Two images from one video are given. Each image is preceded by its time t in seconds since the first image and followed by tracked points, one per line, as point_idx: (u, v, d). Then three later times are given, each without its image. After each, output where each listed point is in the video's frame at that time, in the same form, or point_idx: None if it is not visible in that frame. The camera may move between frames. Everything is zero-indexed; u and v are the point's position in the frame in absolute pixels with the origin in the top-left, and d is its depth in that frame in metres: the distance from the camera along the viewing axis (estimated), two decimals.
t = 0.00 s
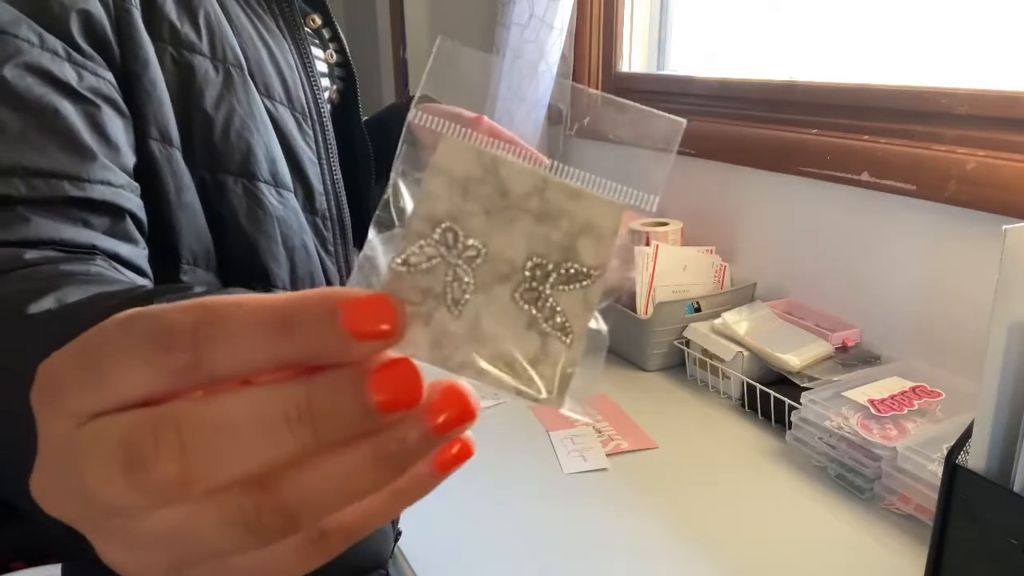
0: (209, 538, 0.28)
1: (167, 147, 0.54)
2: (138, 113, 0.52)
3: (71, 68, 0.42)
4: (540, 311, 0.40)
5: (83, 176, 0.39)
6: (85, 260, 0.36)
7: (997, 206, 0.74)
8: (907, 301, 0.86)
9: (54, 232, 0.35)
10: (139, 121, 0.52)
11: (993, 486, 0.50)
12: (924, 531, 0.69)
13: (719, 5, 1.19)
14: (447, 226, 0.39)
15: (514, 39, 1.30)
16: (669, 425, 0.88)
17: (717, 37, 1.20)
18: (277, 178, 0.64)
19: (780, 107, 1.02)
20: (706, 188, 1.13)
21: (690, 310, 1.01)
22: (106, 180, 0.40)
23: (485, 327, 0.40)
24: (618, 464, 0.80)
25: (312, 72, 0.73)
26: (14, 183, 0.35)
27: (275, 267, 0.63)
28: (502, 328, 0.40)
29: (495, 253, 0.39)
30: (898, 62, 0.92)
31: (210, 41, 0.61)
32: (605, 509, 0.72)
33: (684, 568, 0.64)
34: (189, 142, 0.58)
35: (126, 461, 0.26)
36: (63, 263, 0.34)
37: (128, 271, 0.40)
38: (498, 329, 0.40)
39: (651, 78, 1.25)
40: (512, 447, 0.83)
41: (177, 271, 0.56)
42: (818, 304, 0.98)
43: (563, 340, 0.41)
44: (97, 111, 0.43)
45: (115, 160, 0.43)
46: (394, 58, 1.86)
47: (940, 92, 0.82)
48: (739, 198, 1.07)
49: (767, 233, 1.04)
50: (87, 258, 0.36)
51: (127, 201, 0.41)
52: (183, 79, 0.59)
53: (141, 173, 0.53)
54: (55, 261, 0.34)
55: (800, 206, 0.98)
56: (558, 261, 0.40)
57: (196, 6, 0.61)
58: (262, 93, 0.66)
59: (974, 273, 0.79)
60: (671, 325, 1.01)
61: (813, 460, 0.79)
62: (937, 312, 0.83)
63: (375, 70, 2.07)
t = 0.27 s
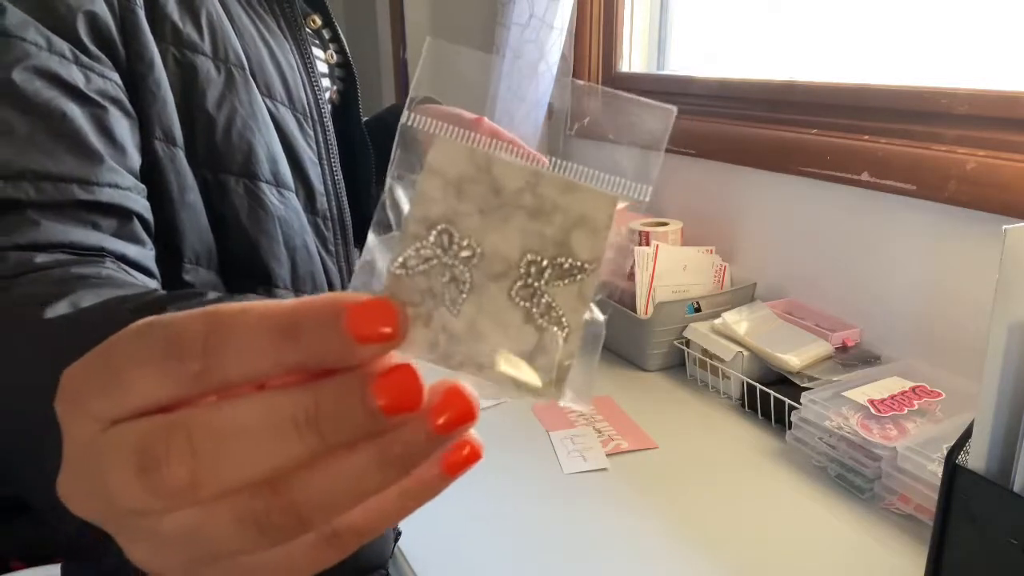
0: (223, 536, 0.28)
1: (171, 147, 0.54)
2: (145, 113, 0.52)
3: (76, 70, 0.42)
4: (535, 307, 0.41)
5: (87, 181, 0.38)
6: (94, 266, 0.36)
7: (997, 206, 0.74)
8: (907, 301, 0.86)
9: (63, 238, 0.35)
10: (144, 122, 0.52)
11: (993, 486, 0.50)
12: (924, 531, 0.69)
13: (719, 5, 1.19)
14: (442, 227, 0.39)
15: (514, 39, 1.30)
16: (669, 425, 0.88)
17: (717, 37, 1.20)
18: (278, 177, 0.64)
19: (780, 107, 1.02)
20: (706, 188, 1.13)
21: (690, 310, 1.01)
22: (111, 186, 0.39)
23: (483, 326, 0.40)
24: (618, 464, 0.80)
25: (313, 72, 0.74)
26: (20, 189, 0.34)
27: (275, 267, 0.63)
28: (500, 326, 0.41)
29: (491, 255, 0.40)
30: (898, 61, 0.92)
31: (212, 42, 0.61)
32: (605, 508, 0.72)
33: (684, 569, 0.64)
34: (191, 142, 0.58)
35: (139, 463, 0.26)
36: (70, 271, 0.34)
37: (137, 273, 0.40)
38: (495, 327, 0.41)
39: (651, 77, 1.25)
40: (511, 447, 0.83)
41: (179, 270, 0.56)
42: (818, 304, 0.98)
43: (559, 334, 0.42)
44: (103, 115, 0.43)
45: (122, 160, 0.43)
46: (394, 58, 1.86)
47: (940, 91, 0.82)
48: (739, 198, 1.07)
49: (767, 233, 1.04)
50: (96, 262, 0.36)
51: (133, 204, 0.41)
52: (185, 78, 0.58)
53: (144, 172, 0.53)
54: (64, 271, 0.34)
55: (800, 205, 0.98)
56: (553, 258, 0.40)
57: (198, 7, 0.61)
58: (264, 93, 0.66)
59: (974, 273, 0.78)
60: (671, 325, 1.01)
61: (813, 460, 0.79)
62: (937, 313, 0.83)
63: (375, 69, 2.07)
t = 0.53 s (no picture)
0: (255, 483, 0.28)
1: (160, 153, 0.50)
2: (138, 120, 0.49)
3: (94, 81, 0.40)
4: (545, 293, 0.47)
5: (53, 209, 0.35)
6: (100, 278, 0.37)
7: (997, 206, 0.74)
8: (906, 301, 0.86)
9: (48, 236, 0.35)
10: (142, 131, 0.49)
11: (993, 486, 0.50)
12: (924, 531, 0.69)
13: (719, 5, 1.19)
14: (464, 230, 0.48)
15: (514, 39, 1.29)
16: (669, 425, 0.88)
17: (717, 37, 1.20)
18: (270, 184, 0.57)
19: (780, 107, 1.02)
20: (706, 188, 1.13)
21: (690, 310, 1.01)
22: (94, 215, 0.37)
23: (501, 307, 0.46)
24: (618, 464, 0.80)
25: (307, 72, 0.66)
26: (17, 207, 0.34)
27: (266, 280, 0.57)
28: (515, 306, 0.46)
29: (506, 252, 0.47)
30: (898, 61, 0.92)
31: (199, 45, 0.55)
32: (606, 508, 0.72)
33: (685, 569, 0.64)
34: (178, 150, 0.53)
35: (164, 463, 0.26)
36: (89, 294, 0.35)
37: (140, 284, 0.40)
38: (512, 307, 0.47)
39: (651, 78, 1.25)
40: (511, 448, 0.83)
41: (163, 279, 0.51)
42: (818, 304, 0.98)
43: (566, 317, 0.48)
44: (105, 139, 0.40)
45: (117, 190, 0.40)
46: (393, 58, 1.86)
47: (940, 92, 0.82)
48: (739, 198, 1.07)
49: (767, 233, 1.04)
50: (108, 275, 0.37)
51: (117, 229, 0.39)
52: (172, 81, 0.53)
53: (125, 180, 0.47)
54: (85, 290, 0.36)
55: (800, 206, 0.98)
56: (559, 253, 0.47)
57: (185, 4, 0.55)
58: (255, 98, 0.59)
59: (974, 273, 0.79)
60: (671, 325, 1.01)
61: (813, 459, 0.79)
62: (938, 313, 0.83)
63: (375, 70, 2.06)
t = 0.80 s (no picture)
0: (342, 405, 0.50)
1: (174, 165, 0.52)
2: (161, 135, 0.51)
3: (140, 102, 0.46)
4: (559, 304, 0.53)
5: (97, 221, 0.42)
6: (175, 294, 0.47)
7: (997, 206, 0.74)
8: (906, 301, 0.86)
9: (97, 239, 0.42)
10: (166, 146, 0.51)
11: (993, 486, 0.50)
12: (924, 531, 0.69)
13: (720, 5, 1.19)
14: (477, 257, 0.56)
15: (514, 39, 1.29)
16: (670, 425, 0.88)
17: (717, 37, 1.19)
18: (280, 196, 0.56)
19: (780, 107, 1.02)
20: (706, 188, 1.13)
21: (690, 310, 1.01)
22: (135, 221, 0.45)
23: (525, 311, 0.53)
24: (618, 465, 0.80)
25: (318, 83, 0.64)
26: (69, 221, 0.41)
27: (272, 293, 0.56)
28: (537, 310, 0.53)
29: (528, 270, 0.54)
30: (898, 61, 0.92)
31: (217, 60, 0.54)
32: (606, 508, 0.72)
33: (685, 569, 0.64)
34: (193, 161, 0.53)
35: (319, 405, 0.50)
36: (185, 318, 0.46)
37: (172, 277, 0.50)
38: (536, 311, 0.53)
39: (652, 78, 1.25)
40: (511, 449, 0.83)
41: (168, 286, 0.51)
42: (818, 304, 0.98)
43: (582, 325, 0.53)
44: (143, 154, 0.46)
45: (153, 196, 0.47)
46: (393, 58, 1.86)
47: (941, 91, 0.82)
48: (739, 198, 1.07)
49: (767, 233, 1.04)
50: (184, 295, 0.47)
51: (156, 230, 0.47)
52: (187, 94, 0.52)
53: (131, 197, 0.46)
54: (178, 316, 0.46)
55: (800, 206, 0.98)
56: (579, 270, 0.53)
57: (204, 17, 0.54)
58: (268, 110, 0.57)
59: (975, 273, 0.79)
60: (671, 325, 1.01)
61: (813, 460, 0.79)
62: (937, 313, 0.83)
63: (375, 70, 2.06)
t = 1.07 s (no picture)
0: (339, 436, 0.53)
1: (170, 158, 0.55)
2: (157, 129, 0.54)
3: (135, 92, 0.48)
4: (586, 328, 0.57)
5: (88, 210, 0.44)
6: (174, 300, 0.49)
7: (997, 206, 0.74)
8: (906, 302, 0.86)
9: (88, 229, 0.44)
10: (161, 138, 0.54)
11: (994, 486, 0.50)
12: (923, 531, 0.69)
13: (720, 5, 1.18)
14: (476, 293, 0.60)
15: (514, 39, 1.29)
16: (670, 425, 0.88)
17: (717, 37, 1.19)
18: (275, 191, 0.58)
19: (780, 107, 1.02)
20: (705, 188, 1.13)
21: (690, 310, 1.01)
22: (127, 211, 0.47)
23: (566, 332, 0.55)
24: (618, 464, 0.80)
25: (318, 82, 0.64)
26: (63, 208, 0.43)
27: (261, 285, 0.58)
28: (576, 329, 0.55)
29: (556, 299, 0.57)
30: (899, 61, 0.92)
31: (217, 56, 0.56)
32: (605, 508, 0.72)
33: (684, 568, 0.64)
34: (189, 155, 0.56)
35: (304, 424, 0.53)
36: (182, 325, 0.48)
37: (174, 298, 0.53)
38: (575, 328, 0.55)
39: (652, 78, 1.25)
40: (511, 449, 0.83)
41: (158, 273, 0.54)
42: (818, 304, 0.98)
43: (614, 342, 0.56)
44: (137, 143, 0.49)
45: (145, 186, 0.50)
46: (393, 58, 1.86)
47: (941, 92, 0.82)
48: (738, 198, 1.07)
49: (767, 233, 1.04)
50: (184, 303, 0.50)
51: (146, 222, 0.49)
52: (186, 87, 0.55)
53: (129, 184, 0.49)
54: (176, 324, 0.48)
55: (800, 206, 0.98)
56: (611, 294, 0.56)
57: (203, 12, 0.56)
58: (266, 107, 0.58)
59: (975, 273, 0.79)
60: (671, 325, 1.01)
61: (813, 460, 0.79)
62: (937, 313, 0.83)
63: (375, 69, 2.06)
